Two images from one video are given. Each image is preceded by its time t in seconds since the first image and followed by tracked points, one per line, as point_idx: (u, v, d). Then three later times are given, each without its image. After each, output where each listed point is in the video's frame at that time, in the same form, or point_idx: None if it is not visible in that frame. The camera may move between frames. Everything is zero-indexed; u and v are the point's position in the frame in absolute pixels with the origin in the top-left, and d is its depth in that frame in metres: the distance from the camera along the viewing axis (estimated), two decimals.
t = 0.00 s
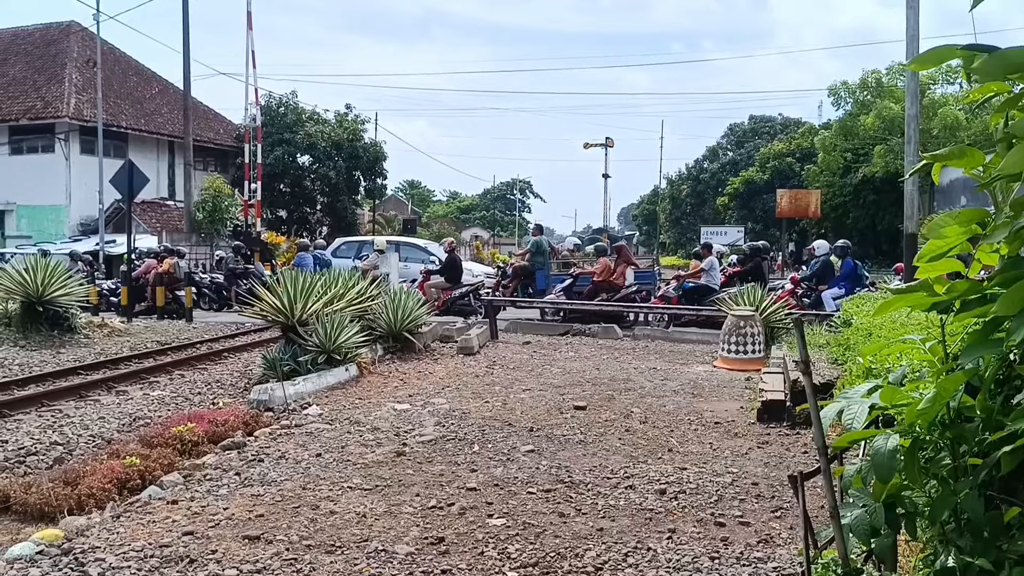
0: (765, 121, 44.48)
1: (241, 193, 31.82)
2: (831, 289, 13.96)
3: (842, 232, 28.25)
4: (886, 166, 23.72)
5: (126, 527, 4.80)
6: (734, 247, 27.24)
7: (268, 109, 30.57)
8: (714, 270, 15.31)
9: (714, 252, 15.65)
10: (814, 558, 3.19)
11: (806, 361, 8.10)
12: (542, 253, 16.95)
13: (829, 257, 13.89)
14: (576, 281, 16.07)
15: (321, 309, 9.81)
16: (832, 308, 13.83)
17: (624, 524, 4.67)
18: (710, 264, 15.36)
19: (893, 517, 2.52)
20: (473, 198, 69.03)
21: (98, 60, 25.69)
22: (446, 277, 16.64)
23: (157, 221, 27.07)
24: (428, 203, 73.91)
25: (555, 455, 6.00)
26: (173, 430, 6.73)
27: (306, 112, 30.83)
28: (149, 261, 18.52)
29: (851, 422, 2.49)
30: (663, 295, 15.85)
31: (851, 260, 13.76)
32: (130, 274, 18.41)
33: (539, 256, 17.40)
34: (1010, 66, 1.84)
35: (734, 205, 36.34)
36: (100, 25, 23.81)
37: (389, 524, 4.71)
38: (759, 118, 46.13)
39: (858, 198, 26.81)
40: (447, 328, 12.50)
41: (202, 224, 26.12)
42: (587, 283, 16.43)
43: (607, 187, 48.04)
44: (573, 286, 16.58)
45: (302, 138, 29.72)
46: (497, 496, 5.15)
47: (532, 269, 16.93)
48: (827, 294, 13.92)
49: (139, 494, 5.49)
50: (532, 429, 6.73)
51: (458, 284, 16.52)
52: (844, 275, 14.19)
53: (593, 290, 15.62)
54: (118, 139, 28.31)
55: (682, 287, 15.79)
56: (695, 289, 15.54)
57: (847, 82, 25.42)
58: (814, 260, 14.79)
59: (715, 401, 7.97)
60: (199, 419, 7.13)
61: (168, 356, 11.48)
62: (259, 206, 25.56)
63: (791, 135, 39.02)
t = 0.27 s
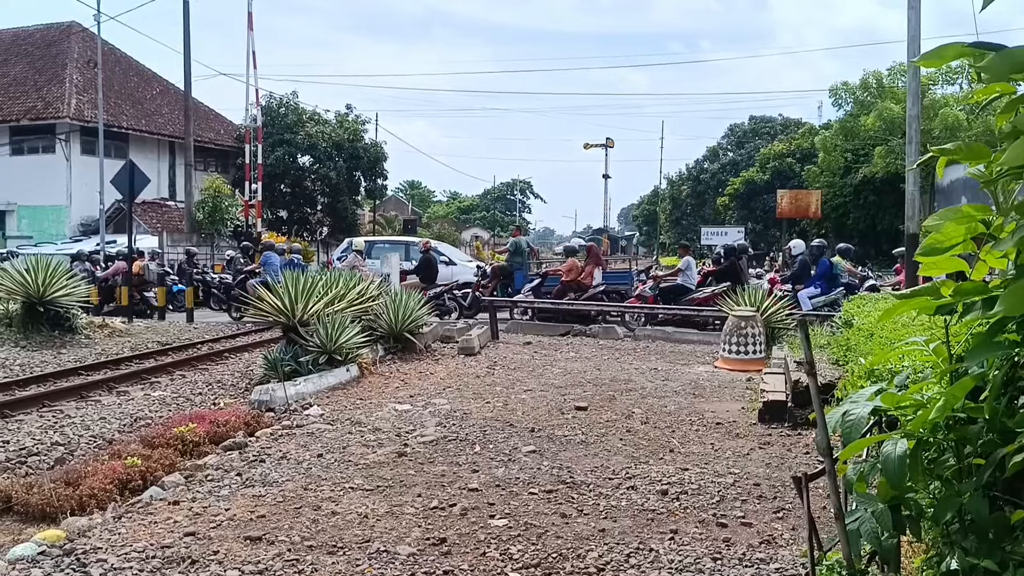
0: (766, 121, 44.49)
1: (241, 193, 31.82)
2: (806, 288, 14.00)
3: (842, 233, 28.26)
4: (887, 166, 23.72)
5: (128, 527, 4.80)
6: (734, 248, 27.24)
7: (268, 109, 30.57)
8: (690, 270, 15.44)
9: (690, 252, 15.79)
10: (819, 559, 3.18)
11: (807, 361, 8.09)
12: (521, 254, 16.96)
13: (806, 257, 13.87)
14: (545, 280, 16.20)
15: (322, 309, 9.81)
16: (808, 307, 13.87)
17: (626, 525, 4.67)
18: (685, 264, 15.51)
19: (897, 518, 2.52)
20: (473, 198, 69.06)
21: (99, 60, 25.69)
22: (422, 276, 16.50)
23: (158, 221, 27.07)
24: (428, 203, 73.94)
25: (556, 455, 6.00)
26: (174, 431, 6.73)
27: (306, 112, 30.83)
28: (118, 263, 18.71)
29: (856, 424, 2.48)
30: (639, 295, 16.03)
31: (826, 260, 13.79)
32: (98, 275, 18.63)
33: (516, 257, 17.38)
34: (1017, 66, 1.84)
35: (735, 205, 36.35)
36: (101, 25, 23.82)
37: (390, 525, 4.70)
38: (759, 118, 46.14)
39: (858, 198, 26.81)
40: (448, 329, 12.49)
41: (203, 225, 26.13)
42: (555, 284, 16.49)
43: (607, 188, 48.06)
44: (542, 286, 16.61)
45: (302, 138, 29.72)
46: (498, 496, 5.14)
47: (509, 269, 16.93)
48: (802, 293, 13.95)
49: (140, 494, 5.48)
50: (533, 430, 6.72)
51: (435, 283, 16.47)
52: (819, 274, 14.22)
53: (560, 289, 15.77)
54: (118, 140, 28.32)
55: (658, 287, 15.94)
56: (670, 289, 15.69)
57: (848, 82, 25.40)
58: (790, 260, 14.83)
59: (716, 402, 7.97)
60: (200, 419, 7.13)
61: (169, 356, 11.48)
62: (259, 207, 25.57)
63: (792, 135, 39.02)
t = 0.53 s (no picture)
0: (765, 120, 44.47)
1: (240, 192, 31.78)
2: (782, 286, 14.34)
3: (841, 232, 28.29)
4: (885, 165, 23.71)
5: (127, 528, 4.77)
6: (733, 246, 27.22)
7: (267, 108, 30.51)
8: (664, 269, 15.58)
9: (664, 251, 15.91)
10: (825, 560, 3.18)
11: (808, 360, 8.09)
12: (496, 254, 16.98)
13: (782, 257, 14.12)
14: (513, 279, 16.22)
15: (322, 308, 9.81)
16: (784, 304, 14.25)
17: (627, 525, 4.66)
18: (658, 262, 15.64)
19: (902, 519, 2.52)
20: (472, 197, 69.02)
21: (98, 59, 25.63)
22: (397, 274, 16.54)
23: (156, 221, 27.02)
24: (427, 202, 73.88)
25: (557, 455, 5.98)
26: (174, 430, 6.71)
27: (305, 111, 30.77)
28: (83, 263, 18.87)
29: (862, 426, 2.47)
30: (613, 293, 16.19)
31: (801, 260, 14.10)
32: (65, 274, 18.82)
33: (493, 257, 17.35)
34: None
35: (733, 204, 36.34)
36: (100, 24, 23.76)
37: (391, 525, 4.68)
38: (757, 117, 46.15)
39: (857, 197, 26.81)
40: (447, 328, 12.47)
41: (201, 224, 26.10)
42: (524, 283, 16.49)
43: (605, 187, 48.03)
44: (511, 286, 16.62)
45: (301, 137, 29.67)
46: (499, 496, 5.12)
47: (486, 268, 16.91)
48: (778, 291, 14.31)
49: (140, 494, 5.46)
50: (533, 429, 6.71)
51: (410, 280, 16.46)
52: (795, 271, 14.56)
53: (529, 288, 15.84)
54: (116, 139, 28.27)
55: (631, 285, 16.12)
56: (643, 287, 15.85)
57: (847, 81, 25.36)
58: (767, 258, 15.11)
59: (716, 401, 7.96)
60: (200, 419, 7.11)
61: (168, 356, 11.46)
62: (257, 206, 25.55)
63: (790, 134, 39.02)
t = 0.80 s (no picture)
0: (767, 120, 44.43)
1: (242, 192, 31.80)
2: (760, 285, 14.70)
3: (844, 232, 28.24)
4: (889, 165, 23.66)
5: (131, 528, 4.77)
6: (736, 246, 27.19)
7: (270, 108, 30.50)
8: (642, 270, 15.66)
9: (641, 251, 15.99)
10: (832, 560, 3.16)
11: (813, 361, 8.06)
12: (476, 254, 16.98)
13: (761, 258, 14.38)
14: (487, 278, 16.25)
15: (325, 309, 9.81)
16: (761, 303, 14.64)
17: (632, 526, 4.64)
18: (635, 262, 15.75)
19: (910, 518, 2.50)
20: (474, 197, 69.02)
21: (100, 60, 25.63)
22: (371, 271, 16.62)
23: (159, 221, 27.04)
24: (429, 203, 73.89)
25: (561, 455, 5.96)
26: (177, 431, 6.70)
27: (308, 111, 30.77)
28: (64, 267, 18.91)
29: (870, 424, 2.45)
30: (592, 292, 16.31)
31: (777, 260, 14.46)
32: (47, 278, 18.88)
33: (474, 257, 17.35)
34: None
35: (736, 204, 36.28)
36: (102, 24, 23.76)
37: (395, 525, 4.67)
38: (761, 117, 46.06)
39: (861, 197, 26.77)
40: (450, 328, 12.46)
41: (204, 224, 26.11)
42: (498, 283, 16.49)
43: (608, 187, 47.98)
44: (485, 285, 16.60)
45: (304, 137, 29.67)
46: (504, 497, 5.11)
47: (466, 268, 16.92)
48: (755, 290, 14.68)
49: (143, 495, 5.45)
50: (537, 429, 6.69)
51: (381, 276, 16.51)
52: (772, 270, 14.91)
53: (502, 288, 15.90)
54: (119, 139, 28.28)
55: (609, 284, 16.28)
56: (621, 286, 15.96)
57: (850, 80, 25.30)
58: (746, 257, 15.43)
59: (720, 401, 7.94)
60: (203, 419, 7.10)
61: (170, 356, 11.45)
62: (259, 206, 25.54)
63: (794, 134, 38.94)
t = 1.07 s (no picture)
0: (767, 120, 44.38)
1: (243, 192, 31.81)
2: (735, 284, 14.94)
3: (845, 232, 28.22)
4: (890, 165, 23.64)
5: (133, 527, 4.77)
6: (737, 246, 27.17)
7: (271, 109, 30.51)
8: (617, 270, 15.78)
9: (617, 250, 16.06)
10: (832, 559, 3.16)
11: (813, 360, 8.07)
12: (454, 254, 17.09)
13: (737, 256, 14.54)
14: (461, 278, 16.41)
15: (327, 308, 9.82)
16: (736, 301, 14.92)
17: (633, 524, 4.65)
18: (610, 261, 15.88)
19: (910, 516, 2.51)
20: (474, 197, 68.98)
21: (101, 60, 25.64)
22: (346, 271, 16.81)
23: (160, 221, 27.06)
24: (429, 203, 73.89)
25: (562, 455, 5.97)
26: (178, 430, 6.71)
27: (309, 112, 30.77)
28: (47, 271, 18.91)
29: (870, 422, 2.46)
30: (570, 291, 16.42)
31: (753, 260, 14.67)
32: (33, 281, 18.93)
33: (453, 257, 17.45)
34: None
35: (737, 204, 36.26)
36: (104, 25, 23.78)
37: (396, 524, 4.68)
38: (762, 117, 46.04)
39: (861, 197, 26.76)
40: (451, 328, 12.46)
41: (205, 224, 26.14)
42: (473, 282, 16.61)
43: (609, 187, 47.98)
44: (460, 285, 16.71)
45: (305, 138, 29.68)
46: (504, 495, 5.12)
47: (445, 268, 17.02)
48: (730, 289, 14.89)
49: (144, 494, 5.46)
50: (538, 428, 6.70)
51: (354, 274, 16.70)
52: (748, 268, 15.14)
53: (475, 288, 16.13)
54: (120, 139, 28.30)
55: (585, 282, 16.41)
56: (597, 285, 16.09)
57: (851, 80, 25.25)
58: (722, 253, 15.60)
59: (721, 400, 7.95)
60: (204, 418, 7.11)
61: (172, 356, 11.46)
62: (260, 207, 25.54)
63: (794, 134, 38.91)
